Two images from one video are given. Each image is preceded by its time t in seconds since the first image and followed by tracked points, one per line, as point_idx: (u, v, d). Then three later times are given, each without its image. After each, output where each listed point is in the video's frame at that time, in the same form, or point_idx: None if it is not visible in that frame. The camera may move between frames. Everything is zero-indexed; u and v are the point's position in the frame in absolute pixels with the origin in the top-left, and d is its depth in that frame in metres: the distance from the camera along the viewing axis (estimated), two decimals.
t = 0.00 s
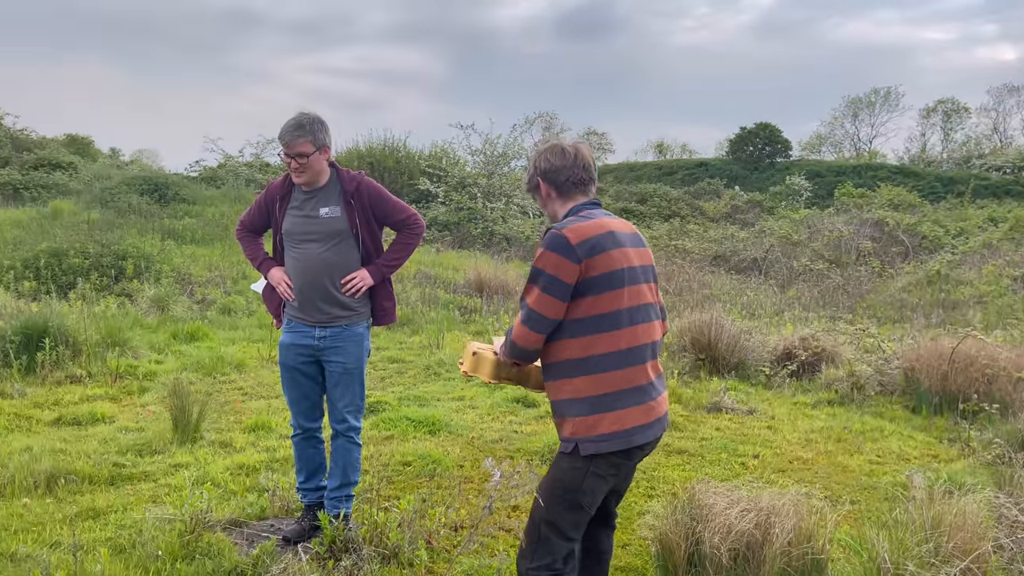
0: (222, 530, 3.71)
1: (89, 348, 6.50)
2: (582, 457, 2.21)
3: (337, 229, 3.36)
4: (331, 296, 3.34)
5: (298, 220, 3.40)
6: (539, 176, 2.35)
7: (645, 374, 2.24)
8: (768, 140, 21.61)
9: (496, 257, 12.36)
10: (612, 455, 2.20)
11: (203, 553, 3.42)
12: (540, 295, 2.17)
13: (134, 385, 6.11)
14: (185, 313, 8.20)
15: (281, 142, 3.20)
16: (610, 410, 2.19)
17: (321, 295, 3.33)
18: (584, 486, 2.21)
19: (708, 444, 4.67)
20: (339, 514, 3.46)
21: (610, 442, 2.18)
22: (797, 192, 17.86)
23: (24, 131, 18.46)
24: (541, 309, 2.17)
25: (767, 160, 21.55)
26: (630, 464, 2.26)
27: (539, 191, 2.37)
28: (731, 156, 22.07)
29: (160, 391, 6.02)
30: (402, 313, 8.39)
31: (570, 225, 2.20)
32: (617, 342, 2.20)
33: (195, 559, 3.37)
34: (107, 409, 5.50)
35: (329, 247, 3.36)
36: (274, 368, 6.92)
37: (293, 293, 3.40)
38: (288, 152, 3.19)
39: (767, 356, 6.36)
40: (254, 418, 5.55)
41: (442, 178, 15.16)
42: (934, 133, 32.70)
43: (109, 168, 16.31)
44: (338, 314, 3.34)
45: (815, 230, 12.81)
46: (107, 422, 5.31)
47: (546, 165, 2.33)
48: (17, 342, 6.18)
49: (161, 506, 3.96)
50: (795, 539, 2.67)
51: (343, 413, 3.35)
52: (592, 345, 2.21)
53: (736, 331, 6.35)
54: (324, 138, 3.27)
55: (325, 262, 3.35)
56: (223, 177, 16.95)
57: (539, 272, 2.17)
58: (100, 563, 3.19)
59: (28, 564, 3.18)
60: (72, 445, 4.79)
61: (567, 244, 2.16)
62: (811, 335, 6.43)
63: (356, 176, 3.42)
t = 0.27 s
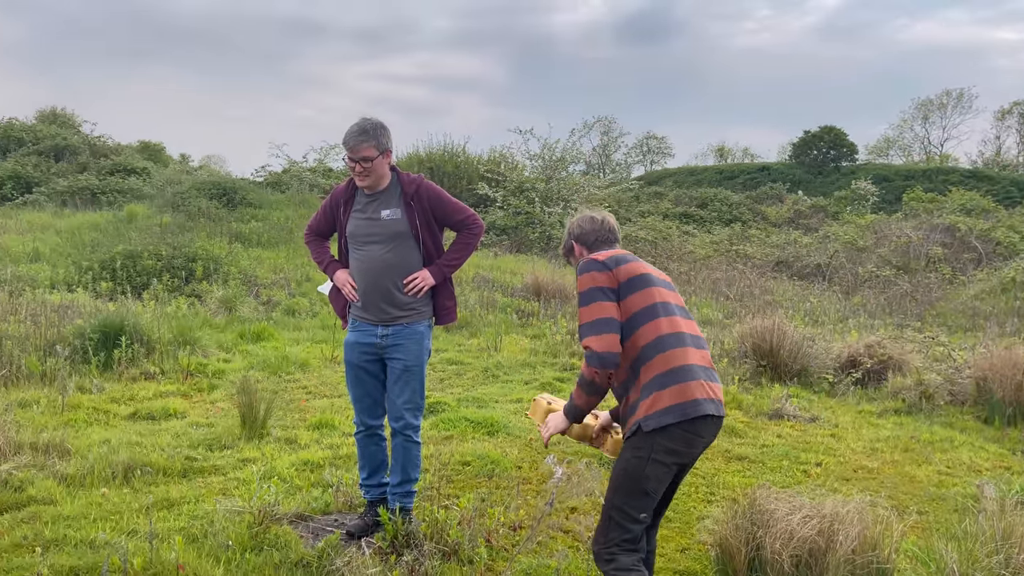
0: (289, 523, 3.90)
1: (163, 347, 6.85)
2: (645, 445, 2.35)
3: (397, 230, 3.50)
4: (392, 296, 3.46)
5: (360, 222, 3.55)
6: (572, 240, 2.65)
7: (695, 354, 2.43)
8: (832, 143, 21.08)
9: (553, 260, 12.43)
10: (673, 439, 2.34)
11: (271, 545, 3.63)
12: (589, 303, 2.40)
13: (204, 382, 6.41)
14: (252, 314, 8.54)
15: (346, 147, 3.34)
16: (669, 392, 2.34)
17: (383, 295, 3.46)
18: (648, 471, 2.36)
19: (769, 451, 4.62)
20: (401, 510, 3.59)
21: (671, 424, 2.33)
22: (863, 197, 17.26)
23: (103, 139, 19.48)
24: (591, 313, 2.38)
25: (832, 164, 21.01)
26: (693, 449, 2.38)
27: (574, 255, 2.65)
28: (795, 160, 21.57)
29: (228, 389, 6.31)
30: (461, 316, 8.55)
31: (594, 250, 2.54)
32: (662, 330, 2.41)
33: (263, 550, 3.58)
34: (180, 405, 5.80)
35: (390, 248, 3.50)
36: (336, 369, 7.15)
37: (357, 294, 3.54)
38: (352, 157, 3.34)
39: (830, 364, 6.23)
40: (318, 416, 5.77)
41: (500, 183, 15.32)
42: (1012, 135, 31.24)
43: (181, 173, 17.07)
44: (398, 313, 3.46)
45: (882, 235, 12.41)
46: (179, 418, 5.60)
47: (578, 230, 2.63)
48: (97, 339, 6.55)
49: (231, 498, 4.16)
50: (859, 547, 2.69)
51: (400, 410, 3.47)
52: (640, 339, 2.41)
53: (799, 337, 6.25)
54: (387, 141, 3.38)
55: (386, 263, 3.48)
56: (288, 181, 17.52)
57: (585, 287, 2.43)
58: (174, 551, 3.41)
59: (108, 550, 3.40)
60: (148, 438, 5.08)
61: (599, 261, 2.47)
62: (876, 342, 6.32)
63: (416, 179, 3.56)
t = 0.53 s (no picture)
0: (322, 515, 3.98)
1: (200, 342, 7.02)
2: (679, 418, 2.36)
3: (433, 226, 3.55)
4: (426, 291, 3.51)
5: (396, 217, 3.60)
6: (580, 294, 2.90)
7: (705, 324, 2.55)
8: (871, 142, 20.64)
9: (585, 260, 12.42)
10: (706, 406, 2.35)
11: (304, 535, 3.72)
12: (601, 309, 2.59)
13: (240, 378, 6.56)
14: (286, 311, 8.71)
15: (409, 156, 3.35)
16: (691, 356, 2.40)
17: (417, 290, 3.51)
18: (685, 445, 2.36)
19: (801, 450, 4.58)
20: (432, 503, 3.66)
21: (699, 388, 2.35)
22: (903, 196, 16.89)
23: (144, 139, 19.97)
24: (604, 312, 2.56)
25: (871, 162, 20.60)
26: (727, 416, 2.39)
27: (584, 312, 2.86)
28: (833, 159, 21.20)
29: (262, 384, 6.45)
30: (492, 314, 8.60)
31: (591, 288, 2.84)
32: (668, 309, 2.57)
33: (296, 540, 3.66)
34: (216, 399, 5.94)
35: (425, 243, 3.55)
36: (369, 366, 7.26)
37: (390, 289, 3.58)
38: (417, 166, 3.37)
39: (865, 365, 6.13)
40: (350, 411, 5.87)
41: (532, 182, 15.35)
42: None
43: (218, 173, 17.42)
44: (431, 309, 3.51)
45: (922, 235, 12.14)
46: (215, 411, 5.74)
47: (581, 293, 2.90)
48: (137, 334, 6.74)
49: (265, 490, 4.26)
50: (890, 546, 2.70)
51: (435, 406, 3.54)
52: (653, 323, 2.55)
53: (833, 337, 6.16)
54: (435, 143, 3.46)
55: (420, 258, 3.53)
56: (322, 181, 17.77)
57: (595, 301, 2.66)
58: (210, 539, 3.52)
59: (147, 538, 3.52)
60: (186, 430, 5.21)
61: (599, 285, 2.75)
62: (913, 343, 6.23)
63: (451, 176, 3.61)
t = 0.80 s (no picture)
0: (329, 509, 4.00)
1: (210, 339, 7.05)
2: (685, 410, 2.34)
3: (448, 227, 3.56)
4: (438, 290, 3.52)
5: (411, 214, 3.57)
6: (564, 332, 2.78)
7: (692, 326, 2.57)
8: (883, 137, 20.49)
9: (595, 256, 12.40)
10: (711, 397, 2.34)
11: (311, 529, 3.72)
12: (593, 324, 2.50)
13: (250, 373, 6.59)
14: (296, 307, 8.74)
15: (437, 161, 3.32)
16: (690, 349, 2.39)
17: (429, 289, 3.51)
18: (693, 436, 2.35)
19: (809, 446, 4.56)
20: (438, 497, 3.65)
21: (703, 379, 2.35)
22: (915, 191, 16.76)
23: (155, 138, 20.09)
24: (598, 325, 2.48)
25: (883, 158, 20.45)
26: (729, 408, 2.40)
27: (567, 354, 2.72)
28: (844, 155, 21.06)
29: (271, 380, 6.47)
30: (500, 309, 8.60)
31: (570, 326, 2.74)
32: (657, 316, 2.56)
33: (303, 534, 3.67)
34: (225, 395, 5.97)
35: (438, 243, 3.55)
36: (377, 361, 7.27)
37: (400, 283, 3.56)
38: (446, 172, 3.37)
39: (874, 360, 6.09)
40: (358, 407, 5.88)
41: (542, 179, 15.33)
42: None
43: (229, 171, 17.50)
44: (442, 307, 3.52)
45: (934, 230, 12.04)
46: (224, 407, 5.77)
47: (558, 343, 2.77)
48: (147, 331, 6.78)
49: (273, 484, 4.27)
50: (895, 540, 2.73)
51: (445, 399, 3.55)
52: (645, 330, 2.51)
53: (842, 331, 6.12)
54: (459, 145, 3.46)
55: (434, 257, 3.53)
56: (332, 178, 17.82)
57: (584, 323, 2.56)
58: (218, 533, 3.54)
59: (156, 532, 3.54)
60: (195, 425, 5.24)
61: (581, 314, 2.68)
62: (923, 338, 6.19)
63: (469, 177, 3.62)
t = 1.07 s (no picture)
0: (327, 506, 3.98)
1: (208, 336, 7.02)
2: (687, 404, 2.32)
3: (451, 226, 3.55)
4: (439, 289, 3.51)
5: (413, 212, 3.53)
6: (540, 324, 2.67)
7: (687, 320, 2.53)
8: (881, 130, 20.48)
9: (593, 251, 12.37)
10: (713, 393, 2.33)
11: (309, 526, 3.70)
12: (593, 317, 2.40)
13: (247, 371, 6.57)
14: (294, 305, 8.71)
15: (445, 161, 3.27)
16: (693, 344, 2.36)
17: (431, 287, 3.49)
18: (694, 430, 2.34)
19: (807, 439, 4.55)
20: (437, 493, 3.64)
21: (706, 375, 2.32)
22: (913, 183, 16.76)
23: (152, 135, 20.02)
24: (598, 318, 2.38)
25: (881, 150, 20.44)
26: (728, 403, 2.38)
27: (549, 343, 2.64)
28: (843, 148, 21.05)
29: (270, 378, 6.45)
30: (498, 305, 8.58)
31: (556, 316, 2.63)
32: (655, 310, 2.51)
33: (302, 531, 3.65)
34: (223, 393, 5.94)
35: (441, 241, 3.54)
36: (376, 358, 7.25)
37: (400, 280, 3.53)
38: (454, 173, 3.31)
39: (873, 353, 6.08)
40: (357, 404, 5.86)
41: (540, 174, 15.28)
42: None
43: (227, 168, 17.44)
44: (442, 305, 3.52)
45: (932, 223, 12.04)
46: (222, 405, 5.74)
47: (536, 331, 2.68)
48: (145, 329, 6.75)
49: (271, 482, 4.25)
50: (891, 532, 2.76)
51: (446, 395, 3.55)
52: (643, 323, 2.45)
53: (840, 324, 6.11)
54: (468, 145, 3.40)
55: (436, 256, 3.51)
56: (330, 175, 17.77)
57: (581, 315, 2.45)
58: (216, 531, 3.52)
59: (153, 530, 3.52)
60: (193, 423, 5.21)
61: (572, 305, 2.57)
62: (921, 330, 6.18)
63: (474, 177, 3.60)
